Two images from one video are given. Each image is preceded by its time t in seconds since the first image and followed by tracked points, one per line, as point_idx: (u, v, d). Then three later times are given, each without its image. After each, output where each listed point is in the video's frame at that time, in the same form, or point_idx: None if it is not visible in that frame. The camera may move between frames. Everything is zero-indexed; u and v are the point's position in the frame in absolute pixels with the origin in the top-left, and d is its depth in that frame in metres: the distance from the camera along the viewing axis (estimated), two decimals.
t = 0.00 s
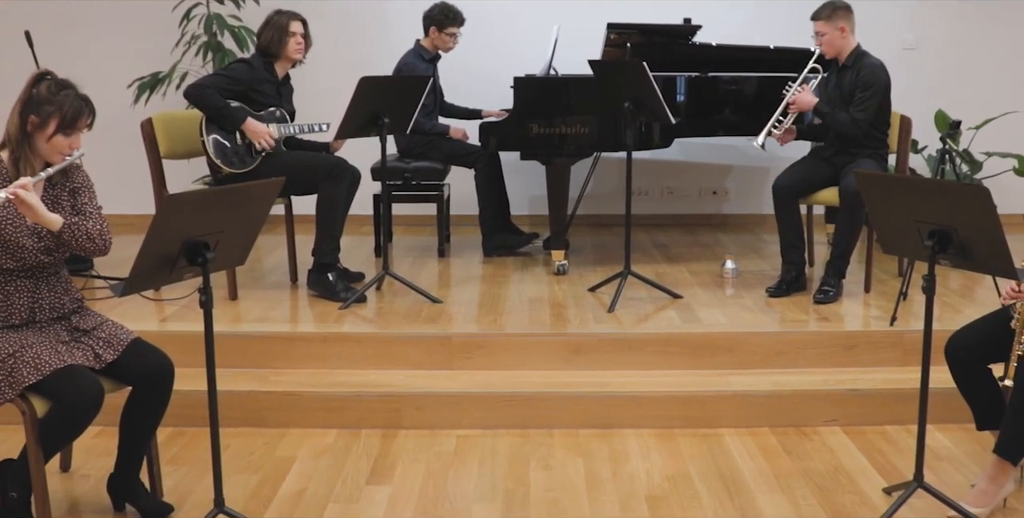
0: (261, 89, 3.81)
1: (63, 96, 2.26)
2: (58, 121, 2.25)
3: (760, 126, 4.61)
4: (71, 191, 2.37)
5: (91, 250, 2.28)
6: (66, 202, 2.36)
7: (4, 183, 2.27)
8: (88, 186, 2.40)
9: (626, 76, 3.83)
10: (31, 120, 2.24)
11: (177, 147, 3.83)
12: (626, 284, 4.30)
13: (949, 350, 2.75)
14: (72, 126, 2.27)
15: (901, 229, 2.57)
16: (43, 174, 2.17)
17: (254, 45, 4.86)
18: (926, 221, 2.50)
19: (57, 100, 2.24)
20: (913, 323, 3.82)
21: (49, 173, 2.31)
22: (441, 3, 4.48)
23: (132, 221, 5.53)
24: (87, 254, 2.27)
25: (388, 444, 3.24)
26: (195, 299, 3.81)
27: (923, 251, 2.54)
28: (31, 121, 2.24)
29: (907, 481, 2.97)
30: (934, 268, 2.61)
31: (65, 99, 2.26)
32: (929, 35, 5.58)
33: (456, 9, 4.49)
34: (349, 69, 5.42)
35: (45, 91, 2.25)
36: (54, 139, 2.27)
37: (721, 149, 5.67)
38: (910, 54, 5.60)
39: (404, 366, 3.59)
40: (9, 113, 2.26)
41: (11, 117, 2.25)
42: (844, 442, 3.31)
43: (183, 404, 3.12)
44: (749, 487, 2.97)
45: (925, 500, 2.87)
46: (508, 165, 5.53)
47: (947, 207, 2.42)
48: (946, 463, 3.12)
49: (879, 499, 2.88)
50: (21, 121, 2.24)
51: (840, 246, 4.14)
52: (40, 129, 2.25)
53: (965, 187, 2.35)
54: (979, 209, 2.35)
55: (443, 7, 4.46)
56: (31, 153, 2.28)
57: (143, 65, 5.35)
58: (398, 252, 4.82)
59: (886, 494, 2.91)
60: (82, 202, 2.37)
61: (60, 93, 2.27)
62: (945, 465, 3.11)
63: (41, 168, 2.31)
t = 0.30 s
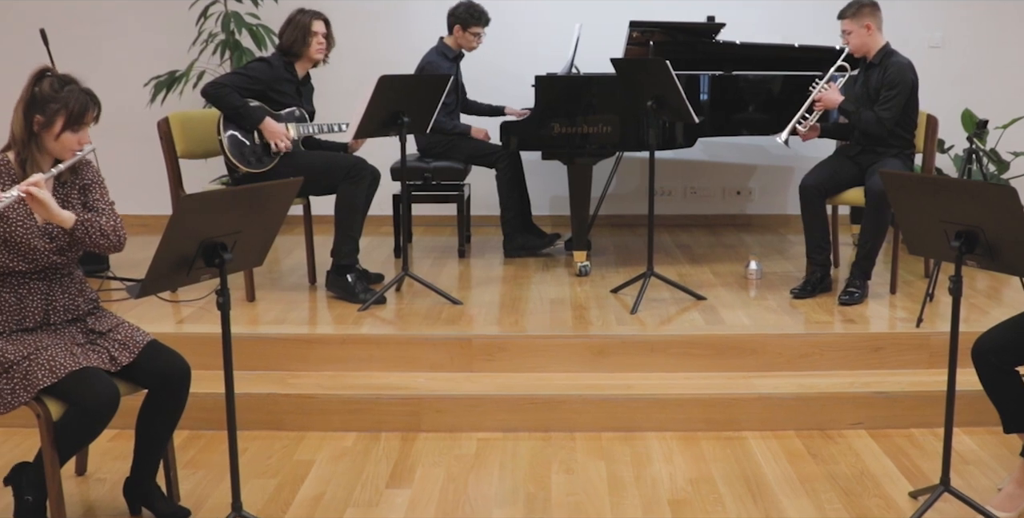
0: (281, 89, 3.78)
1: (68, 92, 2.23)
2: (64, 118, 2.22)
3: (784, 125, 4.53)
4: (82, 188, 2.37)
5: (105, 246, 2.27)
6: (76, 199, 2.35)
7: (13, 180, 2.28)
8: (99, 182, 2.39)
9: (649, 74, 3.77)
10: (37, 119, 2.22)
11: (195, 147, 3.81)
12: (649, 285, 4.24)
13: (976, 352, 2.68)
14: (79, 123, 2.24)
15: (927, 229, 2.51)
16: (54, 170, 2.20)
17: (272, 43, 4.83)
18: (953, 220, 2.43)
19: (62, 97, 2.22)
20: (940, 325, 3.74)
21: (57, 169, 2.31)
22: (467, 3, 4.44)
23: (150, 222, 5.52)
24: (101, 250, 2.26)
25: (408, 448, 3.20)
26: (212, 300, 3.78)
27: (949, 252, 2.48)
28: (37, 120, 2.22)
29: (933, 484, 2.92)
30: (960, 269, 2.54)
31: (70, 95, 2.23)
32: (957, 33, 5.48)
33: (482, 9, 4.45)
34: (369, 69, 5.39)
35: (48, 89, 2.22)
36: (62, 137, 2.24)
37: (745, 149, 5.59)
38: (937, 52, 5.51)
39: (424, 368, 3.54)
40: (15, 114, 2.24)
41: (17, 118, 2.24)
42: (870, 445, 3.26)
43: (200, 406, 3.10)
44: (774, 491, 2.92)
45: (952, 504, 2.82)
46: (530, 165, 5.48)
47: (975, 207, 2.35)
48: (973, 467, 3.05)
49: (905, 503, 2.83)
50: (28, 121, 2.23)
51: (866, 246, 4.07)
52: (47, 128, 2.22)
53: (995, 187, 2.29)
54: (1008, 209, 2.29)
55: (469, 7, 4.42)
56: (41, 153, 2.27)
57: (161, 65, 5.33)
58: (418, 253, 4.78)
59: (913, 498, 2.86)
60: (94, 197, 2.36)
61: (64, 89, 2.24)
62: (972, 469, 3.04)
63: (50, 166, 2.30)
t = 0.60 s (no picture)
0: (297, 87, 3.75)
1: (73, 90, 2.21)
2: (72, 116, 2.20)
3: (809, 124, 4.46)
4: (96, 187, 2.36)
5: (122, 246, 2.26)
6: (90, 198, 2.35)
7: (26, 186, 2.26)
8: (113, 180, 2.39)
9: (670, 73, 3.72)
10: (44, 119, 2.20)
11: (210, 147, 3.79)
12: (671, 286, 4.18)
13: (1003, 355, 2.62)
14: (87, 120, 2.22)
15: (953, 230, 2.48)
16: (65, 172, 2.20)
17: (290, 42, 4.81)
18: (980, 222, 2.41)
19: (67, 95, 2.19)
20: (967, 326, 3.67)
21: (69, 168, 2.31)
22: (485, 1, 4.38)
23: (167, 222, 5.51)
24: (117, 250, 2.25)
25: (428, 451, 3.16)
26: (230, 302, 3.76)
27: (976, 253, 2.45)
28: (44, 120, 2.21)
29: (960, 488, 2.86)
30: (987, 271, 2.51)
31: (75, 93, 2.21)
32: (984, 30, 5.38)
33: (501, 7, 4.40)
34: (388, 69, 5.36)
35: (53, 87, 2.20)
36: (72, 135, 2.23)
37: (769, 149, 5.52)
38: (963, 51, 5.41)
39: (444, 370, 3.50)
40: (21, 115, 2.23)
41: (23, 119, 2.22)
42: (896, 449, 3.19)
43: (217, 409, 3.08)
44: (799, 495, 2.87)
45: (978, 508, 2.76)
46: (552, 165, 5.43)
47: (1003, 207, 2.32)
48: (1000, 471, 2.98)
49: (931, 507, 2.78)
50: (35, 121, 2.21)
51: (892, 247, 4.00)
52: (55, 128, 2.21)
53: None
54: None
55: (488, 6, 4.37)
56: (49, 151, 2.25)
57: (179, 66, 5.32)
58: (438, 254, 4.74)
59: (939, 501, 2.81)
60: (107, 195, 2.36)
61: (69, 86, 2.21)
62: (1000, 472, 2.97)
63: (61, 166, 2.30)
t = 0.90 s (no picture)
0: (315, 86, 3.73)
1: (85, 89, 2.19)
2: (84, 116, 2.18)
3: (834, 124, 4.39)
4: (110, 186, 2.35)
5: (140, 245, 2.24)
6: (103, 197, 2.34)
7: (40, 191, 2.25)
8: (127, 178, 2.37)
9: (692, 72, 3.67)
10: (56, 120, 2.18)
11: (227, 146, 3.77)
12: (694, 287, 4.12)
13: None
14: (99, 120, 2.20)
15: (979, 230, 2.43)
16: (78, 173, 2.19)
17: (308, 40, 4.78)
18: (1007, 222, 2.36)
19: (79, 95, 2.17)
20: (994, 328, 3.60)
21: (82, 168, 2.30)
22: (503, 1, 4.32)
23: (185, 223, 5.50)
24: (134, 249, 2.24)
25: (447, 454, 3.12)
26: (247, 303, 3.74)
27: (1003, 254, 2.40)
28: (56, 121, 2.19)
29: (987, 492, 2.80)
30: (1015, 272, 2.46)
31: (87, 92, 2.18)
32: (1011, 28, 5.29)
33: (519, 8, 4.33)
34: (408, 69, 5.33)
35: (64, 87, 2.18)
36: (84, 136, 2.21)
37: (793, 148, 5.45)
38: (990, 49, 5.32)
39: (464, 373, 3.46)
40: (32, 116, 2.21)
41: (35, 120, 2.20)
42: (922, 452, 3.13)
43: (234, 412, 3.05)
44: (823, 499, 2.81)
45: (1006, 512, 2.70)
46: (573, 165, 5.39)
47: None
48: None
49: (958, 512, 2.72)
50: (47, 121, 2.19)
51: (917, 248, 3.92)
52: (68, 128, 2.19)
53: None
54: None
55: (505, 7, 4.30)
56: (60, 152, 2.23)
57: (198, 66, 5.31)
58: (457, 255, 4.70)
59: (965, 506, 2.75)
60: (123, 192, 2.35)
61: (81, 86, 2.19)
62: None
63: (73, 165, 2.27)
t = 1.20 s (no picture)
0: (335, 86, 3.70)
1: (101, 88, 2.17)
2: (100, 115, 2.16)
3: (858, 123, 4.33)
4: (128, 183, 2.31)
5: (164, 234, 2.24)
6: (121, 194, 2.30)
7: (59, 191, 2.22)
8: (145, 173, 2.34)
9: (715, 72, 3.62)
10: (72, 119, 2.16)
11: (245, 146, 3.75)
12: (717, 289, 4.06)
13: None
14: (116, 118, 2.18)
15: (1008, 231, 2.38)
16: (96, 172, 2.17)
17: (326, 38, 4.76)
18: None
19: (96, 93, 2.16)
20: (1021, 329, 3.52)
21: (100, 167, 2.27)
22: (526, 3, 4.28)
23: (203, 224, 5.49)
24: (161, 239, 2.23)
25: (467, 458, 3.08)
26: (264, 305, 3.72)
27: None
28: (72, 120, 2.17)
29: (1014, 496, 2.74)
30: None
31: (104, 91, 2.17)
32: None
33: (542, 11, 4.28)
34: (427, 68, 5.30)
35: (81, 86, 2.16)
36: (101, 135, 2.19)
37: (818, 148, 5.38)
38: (1017, 47, 5.22)
39: (484, 375, 3.42)
40: (48, 116, 2.19)
41: (51, 119, 2.18)
42: (948, 456, 3.06)
43: (250, 415, 3.03)
44: (847, 504, 2.76)
45: None
46: (594, 165, 5.34)
47: None
48: None
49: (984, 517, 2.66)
50: (63, 121, 2.17)
51: (942, 249, 3.85)
52: (84, 127, 2.17)
53: None
54: None
55: (528, 9, 4.26)
56: (77, 152, 2.21)
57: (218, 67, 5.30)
58: (477, 256, 4.66)
59: (991, 510, 2.69)
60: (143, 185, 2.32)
61: (97, 85, 2.18)
62: None
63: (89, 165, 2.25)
